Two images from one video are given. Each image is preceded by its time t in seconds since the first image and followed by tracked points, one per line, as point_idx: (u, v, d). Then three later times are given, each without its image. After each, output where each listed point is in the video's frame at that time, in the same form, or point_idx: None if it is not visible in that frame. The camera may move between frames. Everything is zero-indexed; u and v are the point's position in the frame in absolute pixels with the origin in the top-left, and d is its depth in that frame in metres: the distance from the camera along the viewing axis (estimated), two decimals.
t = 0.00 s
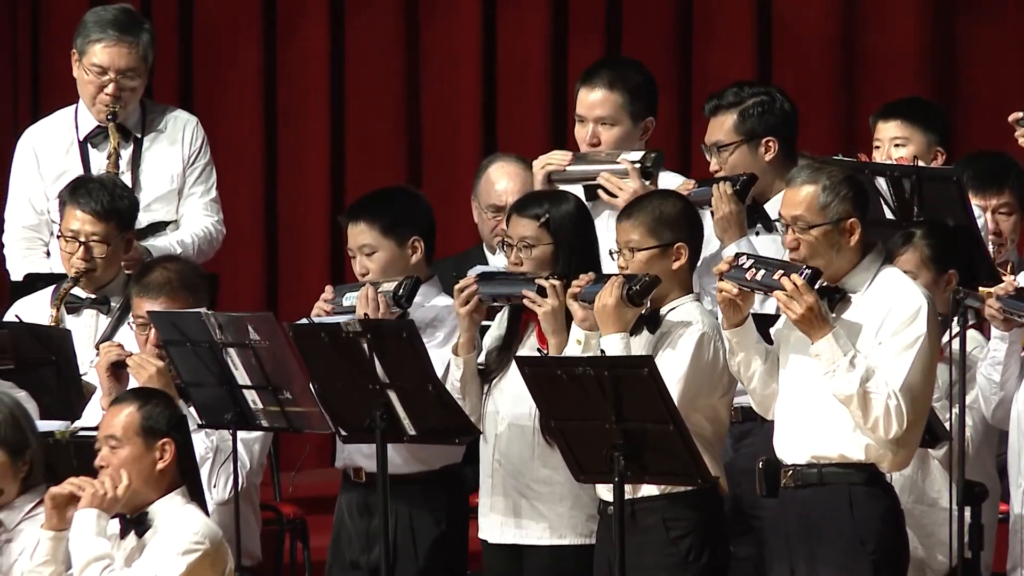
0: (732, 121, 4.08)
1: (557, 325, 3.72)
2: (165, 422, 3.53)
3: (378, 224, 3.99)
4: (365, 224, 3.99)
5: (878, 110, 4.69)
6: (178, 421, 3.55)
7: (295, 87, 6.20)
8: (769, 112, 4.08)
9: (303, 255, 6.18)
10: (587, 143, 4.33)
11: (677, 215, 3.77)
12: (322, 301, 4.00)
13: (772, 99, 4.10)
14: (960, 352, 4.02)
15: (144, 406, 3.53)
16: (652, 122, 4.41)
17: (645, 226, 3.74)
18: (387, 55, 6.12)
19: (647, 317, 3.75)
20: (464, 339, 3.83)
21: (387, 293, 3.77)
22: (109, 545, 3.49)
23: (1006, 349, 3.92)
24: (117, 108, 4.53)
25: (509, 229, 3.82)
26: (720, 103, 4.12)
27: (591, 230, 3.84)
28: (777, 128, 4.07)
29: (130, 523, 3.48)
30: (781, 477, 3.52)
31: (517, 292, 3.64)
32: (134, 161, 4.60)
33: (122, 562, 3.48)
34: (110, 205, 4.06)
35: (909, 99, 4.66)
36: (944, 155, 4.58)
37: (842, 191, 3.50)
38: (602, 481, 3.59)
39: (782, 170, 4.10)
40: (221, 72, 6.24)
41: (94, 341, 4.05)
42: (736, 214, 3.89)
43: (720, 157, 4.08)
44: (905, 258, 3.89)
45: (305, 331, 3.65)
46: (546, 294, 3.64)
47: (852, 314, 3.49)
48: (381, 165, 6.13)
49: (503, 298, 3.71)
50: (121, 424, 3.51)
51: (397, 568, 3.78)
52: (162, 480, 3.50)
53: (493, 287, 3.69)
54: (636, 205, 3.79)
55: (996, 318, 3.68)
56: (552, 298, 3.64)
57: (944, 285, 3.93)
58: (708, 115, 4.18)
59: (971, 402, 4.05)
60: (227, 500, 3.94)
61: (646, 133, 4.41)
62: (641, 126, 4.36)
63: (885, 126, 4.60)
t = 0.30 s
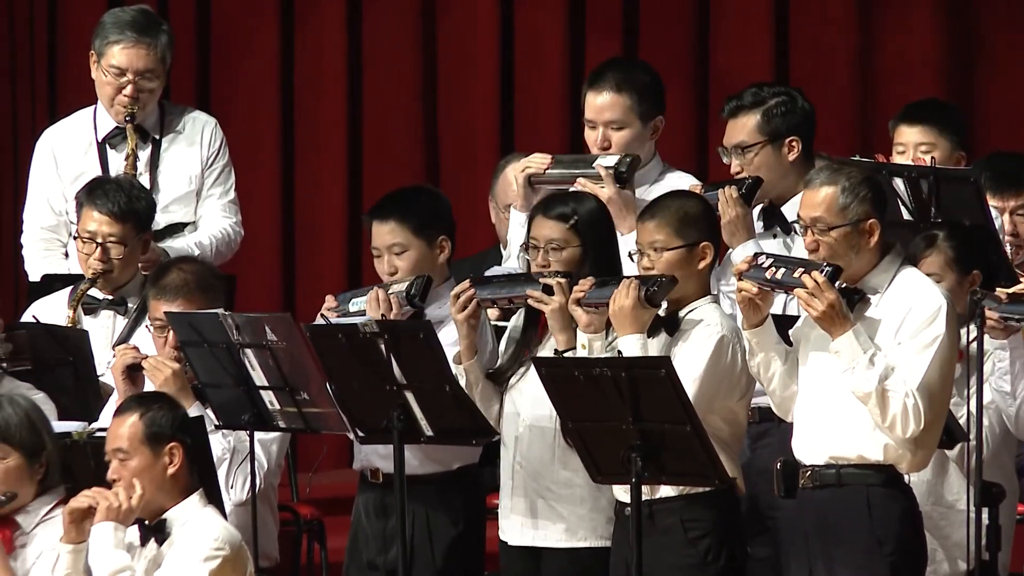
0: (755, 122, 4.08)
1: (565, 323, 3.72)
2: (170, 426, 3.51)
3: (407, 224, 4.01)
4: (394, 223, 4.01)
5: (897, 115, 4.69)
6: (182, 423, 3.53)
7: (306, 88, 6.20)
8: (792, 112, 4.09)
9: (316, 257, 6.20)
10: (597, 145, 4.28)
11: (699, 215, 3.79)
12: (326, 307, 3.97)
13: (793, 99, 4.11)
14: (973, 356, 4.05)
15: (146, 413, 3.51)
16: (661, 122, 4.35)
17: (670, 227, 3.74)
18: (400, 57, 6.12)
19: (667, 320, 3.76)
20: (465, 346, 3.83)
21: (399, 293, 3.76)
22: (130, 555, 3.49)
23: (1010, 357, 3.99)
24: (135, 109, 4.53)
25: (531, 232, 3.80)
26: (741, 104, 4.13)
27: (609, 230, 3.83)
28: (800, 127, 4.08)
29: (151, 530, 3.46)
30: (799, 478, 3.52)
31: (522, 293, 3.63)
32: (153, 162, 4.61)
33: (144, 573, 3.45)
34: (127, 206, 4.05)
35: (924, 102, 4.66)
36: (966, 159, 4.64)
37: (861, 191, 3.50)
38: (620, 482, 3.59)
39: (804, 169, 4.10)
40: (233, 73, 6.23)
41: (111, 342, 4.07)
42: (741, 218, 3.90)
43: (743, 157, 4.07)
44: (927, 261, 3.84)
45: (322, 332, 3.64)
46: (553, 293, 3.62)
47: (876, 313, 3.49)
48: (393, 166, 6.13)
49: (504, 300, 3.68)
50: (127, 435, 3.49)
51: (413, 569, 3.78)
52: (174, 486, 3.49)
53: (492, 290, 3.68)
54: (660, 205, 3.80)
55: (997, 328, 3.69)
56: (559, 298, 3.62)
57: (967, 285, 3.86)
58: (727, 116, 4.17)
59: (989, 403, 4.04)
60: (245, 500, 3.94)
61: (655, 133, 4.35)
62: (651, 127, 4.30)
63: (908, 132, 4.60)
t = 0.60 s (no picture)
0: (764, 126, 4.08)
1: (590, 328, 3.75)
2: (185, 427, 3.52)
3: (417, 227, 4.01)
4: (405, 227, 4.01)
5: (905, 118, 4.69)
6: (198, 426, 3.55)
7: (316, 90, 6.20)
8: (801, 115, 4.08)
9: (328, 258, 6.21)
10: (605, 151, 4.22)
11: (710, 217, 3.78)
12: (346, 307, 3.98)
13: (803, 103, 4.10)
14: (993, 355, 4.03)
15: (162, 414, 3.52)
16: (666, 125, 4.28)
17: (679, 230, 3.74)
18: (409, 59, 6.12)
19: (681, 322, 3.76)
20: (491, 345, 3.82)
21: (420, 295, 3.78)
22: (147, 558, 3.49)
23: None
24: (152, 112, 4.54)
25: (544, 236, 3.81)
26: (751, 107, 4.13)
27: (624, 233, 3.83)
28: (809, 131, 4.07)
29: (167, 532, 3.46)
30: (815, 479, 3.51)
31: (550, 296, 3.65)
32: (169, 165, 4.61)
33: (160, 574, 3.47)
34: (143, 207, 4.06)
35: (936, 106, 4.65)
36: (976, 162, 4.58)
37: (874, 193, 3.50)
38: (635, 483, 3.59)
39: (814, 173, 4.10)
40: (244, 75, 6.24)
41: (128, 344, 4.07)
42: (759, 221, 3.89)
43: (753, 161, 4.08)
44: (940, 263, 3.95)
45: (339, 333, 3.66)
46: (580, 297, 3.64)
47: (889, 316, 3.49)
48: (403, 168, 6.13)
49: (531, 303, 3.70)
50: (143, 437, 3.49)
51: (430, 570, 3.79)
52: (191, 487, 3.50)
53: (519, 292, 3.69)
54: (669, 208, 3.80)
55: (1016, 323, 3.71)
56: (585, 302, 3.64)
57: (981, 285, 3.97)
58: (738, 119, 4.18)
59: (1005, 405, 4.03)
60: (259, 502, 3.93)
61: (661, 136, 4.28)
62: (657, 129, 4.24)
63: (913, 139, 4.60)
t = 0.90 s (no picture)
0: (784, 126, 4.08)
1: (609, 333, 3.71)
2: (211, 430, 3.52)
3: (436, 230, 4.02)
4: (424, 231, 4.02)
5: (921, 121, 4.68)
6: (225, 428, 3.55)
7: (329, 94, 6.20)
8: (822, 118, 4.09)
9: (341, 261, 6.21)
10: (620, 156, 4.20)
11: (729, 221, 3.78)
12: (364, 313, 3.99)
13: (824, 105, 4.12)
14: (1011, 358, 4.04)
15: (190, 415, 3.52)
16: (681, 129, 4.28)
17: (699, 234, 3.74)
18: (422, 62, 6.13)
19: (700, 325, 3.76)
20: (512, 349, 3.83)
21: (432, 301, 3.78)
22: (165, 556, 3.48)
23: None
24: (170, 114, 4.55)
25: (566, 239, 3.80)
26: (772, 108, 4.12)
27: (647, 237, 3.84)
28: (829, 134, 4.08)
29: (186, 532, 3.46)
30: (834, 484, 3.51)
31: (568, 302, 3.65)
32: (188, 169, 4.60)
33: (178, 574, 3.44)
34: (164, 210, 4.05)
35: (950, 109, 4.64)
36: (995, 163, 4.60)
37: (891, 196, 3.49)
38: (654, 487, 3.59)
39: (833, 176, 4.09)
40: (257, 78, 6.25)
41: (146, 346, 4.07)
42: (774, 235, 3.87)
43: (772, 162, 4.08)
44: (962, 267, 3.91)
45: (358, 337, 3.66)
46: (597, 304, 3.63)
47: (908, 319, 3.48)
48: (414, 171, 6.13)
49: (550, 307, 3.71)
50: (170, 435, 3.49)
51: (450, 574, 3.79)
52: (214, 488, 3.50)
53: (539, 297, 3.70)
54: (688, 213, 3.79)
55: None
56: (603, 308, 3.63)
57: (1001, 290, 3.93)
58: (758, 120, 4.17)
59: None
60: (278, 505, 3.93)
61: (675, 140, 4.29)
62: (671, 134, 4.24)
63: (932, 139, 4.59)
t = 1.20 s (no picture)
0: (803, 126, 4.10)
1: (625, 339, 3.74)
2: (224, 434, 3.49)
3: (454, 234, 4.02)
4: (441, 233, 4.03)
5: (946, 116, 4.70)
6: (238, 431, 3.52)
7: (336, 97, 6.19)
8: (840, 121, 4.10)
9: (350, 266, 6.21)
10: (633, 159, 4.20)
11: (746, 223, 3.77)
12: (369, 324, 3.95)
13: (843, 108, 4.13)
14: None
15: (202, 419, 3.50)
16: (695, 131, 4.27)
17: (716, 237, 3.74)
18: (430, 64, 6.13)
19: (715, 328, 3.77)
20: (529, 355, 3.83)
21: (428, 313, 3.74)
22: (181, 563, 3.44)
23: None
24: (188, 117, 4.55)
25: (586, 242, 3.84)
26: (791, 107, 4.15)
27: (665, 239, 3.86)
28: (846, 137, 4.08)
29: (203, 537, 3.44)
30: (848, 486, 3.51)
31: (583, 307, 3.65)
32: (204, 171, 4.61)
33: None
34: (181, 211, 4.06)
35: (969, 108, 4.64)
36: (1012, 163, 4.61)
37: (904, 199, 3.48)
38: (671, 489, 3.59)
39: (848, 178, 4.08)
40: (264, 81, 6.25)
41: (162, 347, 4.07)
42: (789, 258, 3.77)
43: (788, 161, 4.08)
44: (985, 270, 3.90)
45: (375, 339, 3.65)
46: (612, 308, 3.64)
47: (922, 322, 3.49)
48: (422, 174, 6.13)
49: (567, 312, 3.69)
50: (182, 442, 3.48)
51: None
52: (228, 492, 3.48)
53: (556, 301, 3.68)
54: (704, 214, 3.79)
55: None
56: (618, 312, 3.63)
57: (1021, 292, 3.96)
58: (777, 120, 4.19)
59: None
60: (296, 504, 3.92)
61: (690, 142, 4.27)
62: (685, 136, 4.23)
63: (952, 133, 4.61)
